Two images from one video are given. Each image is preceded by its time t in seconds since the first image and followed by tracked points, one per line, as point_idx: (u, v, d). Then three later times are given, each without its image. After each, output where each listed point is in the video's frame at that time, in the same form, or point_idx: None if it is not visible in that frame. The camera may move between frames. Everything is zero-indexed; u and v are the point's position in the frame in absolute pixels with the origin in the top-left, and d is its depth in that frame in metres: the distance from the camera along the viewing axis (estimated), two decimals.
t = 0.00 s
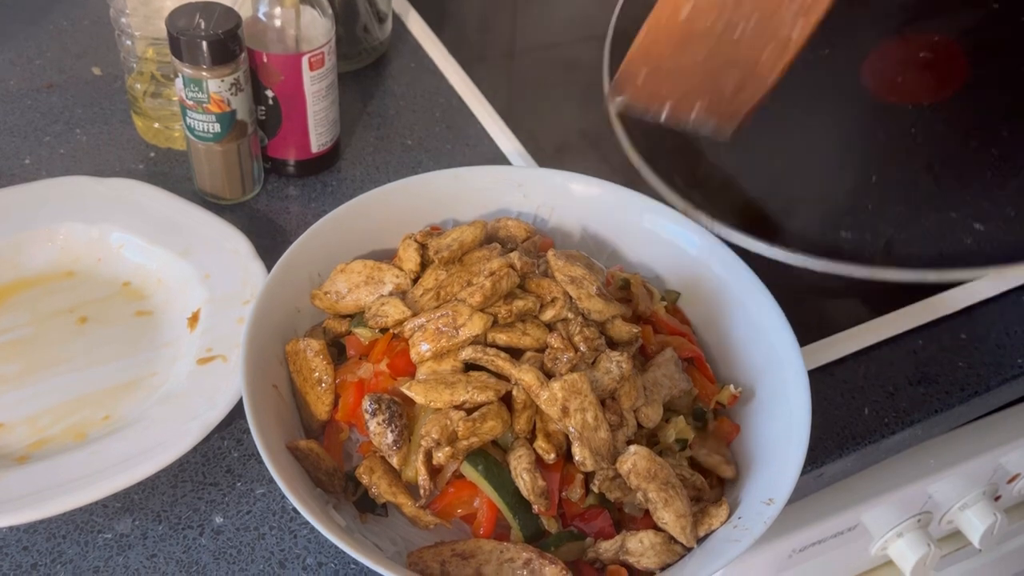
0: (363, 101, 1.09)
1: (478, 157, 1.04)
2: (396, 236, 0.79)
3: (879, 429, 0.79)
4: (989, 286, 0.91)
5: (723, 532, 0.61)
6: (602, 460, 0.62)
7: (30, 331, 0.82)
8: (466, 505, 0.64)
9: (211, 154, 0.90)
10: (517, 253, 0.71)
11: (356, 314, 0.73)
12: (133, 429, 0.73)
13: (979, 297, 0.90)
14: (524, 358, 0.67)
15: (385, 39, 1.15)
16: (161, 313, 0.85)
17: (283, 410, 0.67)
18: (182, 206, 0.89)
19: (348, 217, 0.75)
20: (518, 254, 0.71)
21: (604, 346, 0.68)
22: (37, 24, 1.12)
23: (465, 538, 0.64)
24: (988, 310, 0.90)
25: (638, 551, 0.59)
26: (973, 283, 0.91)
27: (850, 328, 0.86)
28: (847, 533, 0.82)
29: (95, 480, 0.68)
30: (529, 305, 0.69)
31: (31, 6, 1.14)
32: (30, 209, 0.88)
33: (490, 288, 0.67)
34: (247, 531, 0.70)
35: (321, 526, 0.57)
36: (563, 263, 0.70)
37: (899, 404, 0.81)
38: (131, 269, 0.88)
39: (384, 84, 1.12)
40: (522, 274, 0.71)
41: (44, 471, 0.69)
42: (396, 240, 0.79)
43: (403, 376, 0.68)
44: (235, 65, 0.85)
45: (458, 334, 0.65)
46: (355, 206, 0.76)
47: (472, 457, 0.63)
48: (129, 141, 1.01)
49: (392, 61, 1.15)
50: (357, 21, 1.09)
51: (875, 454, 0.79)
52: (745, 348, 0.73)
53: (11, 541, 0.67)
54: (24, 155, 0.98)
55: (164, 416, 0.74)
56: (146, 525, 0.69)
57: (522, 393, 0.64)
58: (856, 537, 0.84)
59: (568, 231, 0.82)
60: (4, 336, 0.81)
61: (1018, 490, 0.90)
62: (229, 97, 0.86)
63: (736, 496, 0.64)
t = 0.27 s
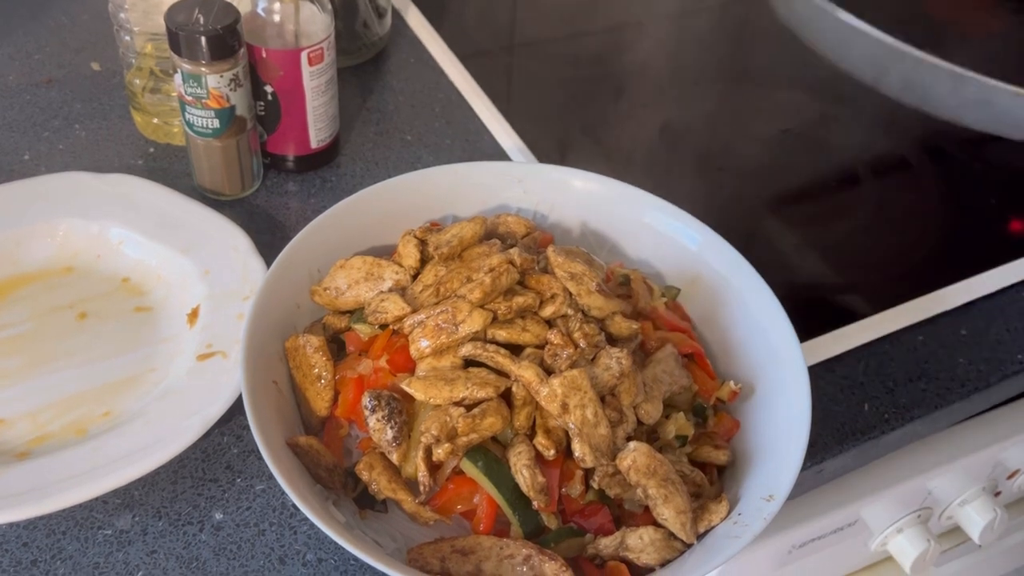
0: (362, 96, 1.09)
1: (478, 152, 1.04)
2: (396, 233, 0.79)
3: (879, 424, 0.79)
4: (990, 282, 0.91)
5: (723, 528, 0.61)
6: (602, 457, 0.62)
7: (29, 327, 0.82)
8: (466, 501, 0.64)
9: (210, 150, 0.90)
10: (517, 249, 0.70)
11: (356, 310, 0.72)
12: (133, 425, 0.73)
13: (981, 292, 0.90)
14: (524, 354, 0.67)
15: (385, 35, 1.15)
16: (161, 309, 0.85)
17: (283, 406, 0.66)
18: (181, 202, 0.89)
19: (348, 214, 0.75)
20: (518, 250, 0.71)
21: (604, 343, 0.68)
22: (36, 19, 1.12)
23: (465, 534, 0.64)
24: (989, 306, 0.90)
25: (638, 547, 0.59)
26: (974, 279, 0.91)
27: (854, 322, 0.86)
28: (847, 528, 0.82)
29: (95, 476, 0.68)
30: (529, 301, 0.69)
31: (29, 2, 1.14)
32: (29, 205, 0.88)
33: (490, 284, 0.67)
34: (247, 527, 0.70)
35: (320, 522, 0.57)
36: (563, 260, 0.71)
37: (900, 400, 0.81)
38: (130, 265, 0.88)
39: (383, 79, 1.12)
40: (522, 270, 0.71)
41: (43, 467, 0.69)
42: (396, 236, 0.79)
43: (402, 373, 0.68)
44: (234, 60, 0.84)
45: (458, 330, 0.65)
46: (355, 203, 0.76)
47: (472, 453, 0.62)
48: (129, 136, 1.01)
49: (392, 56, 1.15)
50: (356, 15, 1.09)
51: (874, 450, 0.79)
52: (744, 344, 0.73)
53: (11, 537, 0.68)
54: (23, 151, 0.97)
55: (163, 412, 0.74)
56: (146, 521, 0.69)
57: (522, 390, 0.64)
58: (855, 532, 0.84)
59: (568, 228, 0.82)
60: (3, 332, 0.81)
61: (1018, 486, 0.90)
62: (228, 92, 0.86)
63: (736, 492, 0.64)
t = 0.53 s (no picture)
0: (361, 89, 1.08)
1: (478, 145, 1.03)
2: (394, 228, 0.78)
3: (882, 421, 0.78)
4: (996, 277, 0.90)
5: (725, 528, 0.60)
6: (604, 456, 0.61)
7: (25, 323, 0.81)
8: (466, 500, 0.63)
9: (207, 144, 0.89)
10: (517, 245, 0.69)
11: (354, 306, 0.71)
12: (129, 422, 0.72)
13: (987, 286, 0.89)
14: (525, 351, 0.66)
15: (383, 27, 1.13)
16: (158, 305, 0.84)
17: (280, 404, 0.66)
18: (178, 196, 0.88)
19: (346, 209, 0.74)
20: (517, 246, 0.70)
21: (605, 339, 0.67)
22: (31, 12, 1.11)
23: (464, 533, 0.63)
24: (994, 301, 0.90)
25: (640, 547, 0.59)
26: (980, 273, 0.90)
27: (859, 317, 0.85)
28: (849, 525, 0.81)
29: (90, 474, 0.67)
30: (529, 298, 0.68)
31: None
32: (24, 199, 0.87)
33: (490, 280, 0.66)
34: (244, 526, 0.69)
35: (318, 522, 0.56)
36: (563, 255, 0.69)
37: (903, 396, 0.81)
38: (127, 260, 0.87)
39: (382, 71, 1.11)
40: (522, 265, 0.70)
41: (38, 465, 0.68)
42: (394, 231, 0.78)
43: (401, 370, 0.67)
44: (231, 53, 0.83)
45: (458, 327, 0.64)
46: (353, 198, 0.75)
47: (471, 452, 0.62)
48: (125, 130, 1.00)
49: (390, 48, 1.14)
50: (354, 7, 1.08)
51: (877, 446, 0.79)
52: (747, 340, 0.72)
53: (6, 536, 0.67)
54: (18, 145, 0.96)
55: (159, 408, 0.73)
56: (142, 520, 0.69)
57: (522, 388, 0.63)
58: (858, 529, 0.84)
59: (569, 222, 0.81)
60: None
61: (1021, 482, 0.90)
62: (224, 86, 0.84)
63: (739, 491, 0.63)
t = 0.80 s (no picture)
0: (356, 72, 1.08)
1: (472, 128, 1.02)
2: (385, 208, 0.78)
3: (874, 403, 0.79)
4: (990, 260, 0.90)
5: (714, 507, 0.60)
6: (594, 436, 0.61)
7: (17, 305, 0.81)
8: (455, 480, 0.63)
9: (199, 126, 0.89)
10: (508, 225, 0.69)
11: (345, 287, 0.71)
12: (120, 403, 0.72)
13: (981, 270, 0.89)
14: (515, 332, 0.66)
15: (378, 10, 1.13)
16: (150, 287, 0.84)
17: (270, 384, 0.65)
18: (170, 178, 0.88)
19: (337, 189, 0.74)
20: (509, 228, 0.69)
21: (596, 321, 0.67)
22: None
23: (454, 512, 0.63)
24: (988, 284, 0.90)
25: (629, 525, 0.59)
26: (974, 257, 0.90)
27: (852, 300, 0.86)
28: (841, 508, 0.82)
29: (81, 455, 0.67)
30: (520, 278, 0.67)
31: None
32: (16, 181, 0.87)
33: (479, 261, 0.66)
34: (235, 506, 0.69)
35: (306, 500, 0.56)
36: (554, 236, 0.69)
37: (894, 379, 0.81)
38: (119, 242, 0.87)
39: (377, 54, 1.10)
40: (513, 246, 0.69)
41: (30, 445, 0.68)
42: (385, 212, 0.78)
43: (391, 352, 0.67)
44: (223, 34, 0.83)
45: (448, 307, 0.64)
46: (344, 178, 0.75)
47: (461, 431, 0.62)
48: (117, 113, 0.99)
49: (385, 31, 1.13)
50: None
51: (868, 429, 0.80)
52: (739, 321, 0.72)
53: None
54: (10, 127, 0.96)
55: (151, 389, 0.73)
56: (134, 500, 0.69)
57: (511, 367, 0.63)
58: (850, 512, 0.84)
59: (561, 204, 0.80)
60: None
61: (1015, 465, 0.90)
62: (216, 67, 0.84)
63: (728, 470, 0.64)
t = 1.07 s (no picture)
0: (357, 59, 1.07)
1: (473, 115, 1.02)
2: (387, 195, 0.77)
3: (878, 391, 0.79)
4: (993, 248, 0.90)
5: (717, 494, 0.60)
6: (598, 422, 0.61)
7: (18, 291, 0.81)
8: (459, 466, 0.63)
9: (200, 112, 0.89)
10: (511, 212, 0.69)
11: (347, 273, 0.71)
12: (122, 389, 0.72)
13: (982, 259, 0.89)
14: (518, 318, 0.66)
15: None
16: (152, 273, 0.84)
17: (273, 370, 0.65)
18: (172, 164, 0.87)
19: (339, 175, 0.74)
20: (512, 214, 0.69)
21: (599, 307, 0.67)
22: None
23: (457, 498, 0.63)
24: (991, 272, 0.90)
25: (632, 512, 0.59)
26: (976, 246, 0.90)
27: (855, 289, 0.86)
28: (843, 496, 0.82)
29: (84, 441, 0.67)
30: (523, 265, 0.67)
31: None
32: (18, 167, 0.86)
33: (483, 247, 0.65)
34: (239, 492, 0.69)
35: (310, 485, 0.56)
36: (557, 223, 0.69)
37: (897, 366, 0.81)
38: (120, 228, 0.86)
39: (379, 41, 1.10)
40: (516, 233, 0.69)
41: (33, 430, 0.68)
42: (387, 198, 0.77)
43: (395, 339, 0.67)
44: (224, 19, 0.83)
45: (451, 293, 0.64)
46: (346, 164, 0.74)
47: (464, 417, 0.62)
48: (118, 99, 0.99)
49: (387, 18, 1.13)
50: None
51: (871, 417, 0.80)
52: (742, 309, 0.72)
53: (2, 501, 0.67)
54: (11, 113, 0.96)
55: (153, 375, 0.73)
56: (137, 486, 0.69)
57: (515, 354, 0.63)
58: (852, 500, 0.84)
59: (564, 191, 0.80)
60: None
61: (1016, 454, 0.90)
62: (218, 53, 0.84)
63: (731, 457, 0.63)
